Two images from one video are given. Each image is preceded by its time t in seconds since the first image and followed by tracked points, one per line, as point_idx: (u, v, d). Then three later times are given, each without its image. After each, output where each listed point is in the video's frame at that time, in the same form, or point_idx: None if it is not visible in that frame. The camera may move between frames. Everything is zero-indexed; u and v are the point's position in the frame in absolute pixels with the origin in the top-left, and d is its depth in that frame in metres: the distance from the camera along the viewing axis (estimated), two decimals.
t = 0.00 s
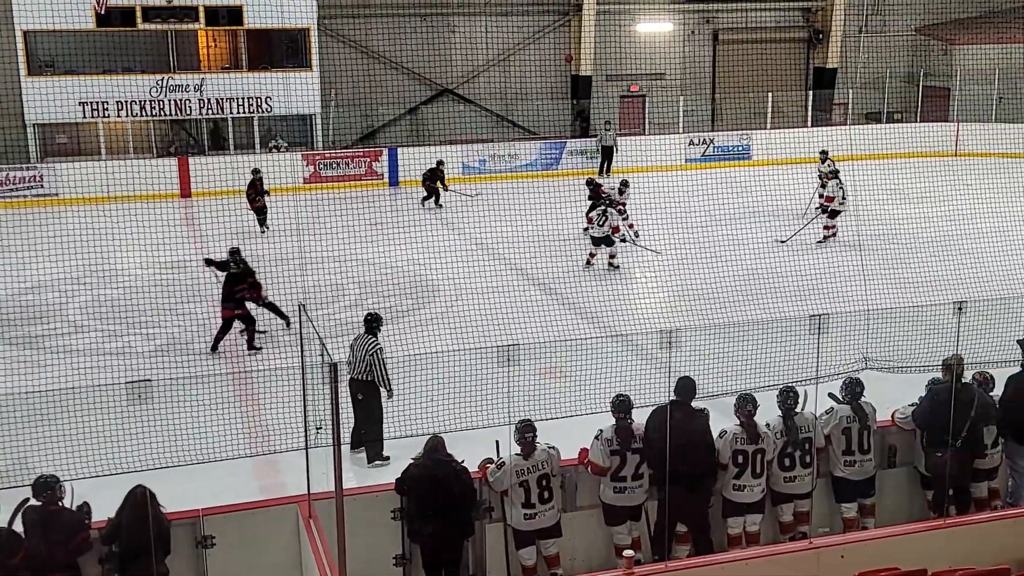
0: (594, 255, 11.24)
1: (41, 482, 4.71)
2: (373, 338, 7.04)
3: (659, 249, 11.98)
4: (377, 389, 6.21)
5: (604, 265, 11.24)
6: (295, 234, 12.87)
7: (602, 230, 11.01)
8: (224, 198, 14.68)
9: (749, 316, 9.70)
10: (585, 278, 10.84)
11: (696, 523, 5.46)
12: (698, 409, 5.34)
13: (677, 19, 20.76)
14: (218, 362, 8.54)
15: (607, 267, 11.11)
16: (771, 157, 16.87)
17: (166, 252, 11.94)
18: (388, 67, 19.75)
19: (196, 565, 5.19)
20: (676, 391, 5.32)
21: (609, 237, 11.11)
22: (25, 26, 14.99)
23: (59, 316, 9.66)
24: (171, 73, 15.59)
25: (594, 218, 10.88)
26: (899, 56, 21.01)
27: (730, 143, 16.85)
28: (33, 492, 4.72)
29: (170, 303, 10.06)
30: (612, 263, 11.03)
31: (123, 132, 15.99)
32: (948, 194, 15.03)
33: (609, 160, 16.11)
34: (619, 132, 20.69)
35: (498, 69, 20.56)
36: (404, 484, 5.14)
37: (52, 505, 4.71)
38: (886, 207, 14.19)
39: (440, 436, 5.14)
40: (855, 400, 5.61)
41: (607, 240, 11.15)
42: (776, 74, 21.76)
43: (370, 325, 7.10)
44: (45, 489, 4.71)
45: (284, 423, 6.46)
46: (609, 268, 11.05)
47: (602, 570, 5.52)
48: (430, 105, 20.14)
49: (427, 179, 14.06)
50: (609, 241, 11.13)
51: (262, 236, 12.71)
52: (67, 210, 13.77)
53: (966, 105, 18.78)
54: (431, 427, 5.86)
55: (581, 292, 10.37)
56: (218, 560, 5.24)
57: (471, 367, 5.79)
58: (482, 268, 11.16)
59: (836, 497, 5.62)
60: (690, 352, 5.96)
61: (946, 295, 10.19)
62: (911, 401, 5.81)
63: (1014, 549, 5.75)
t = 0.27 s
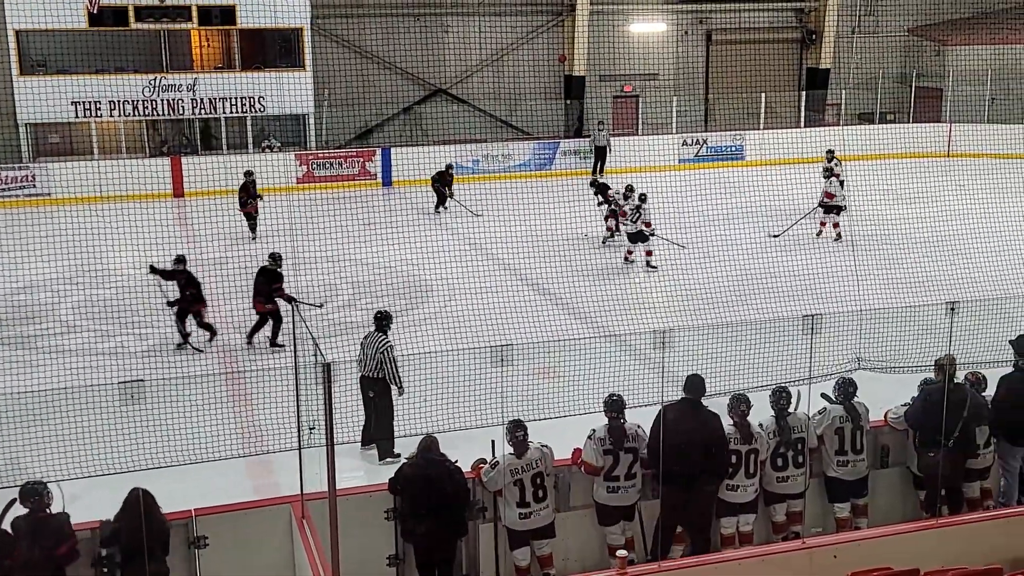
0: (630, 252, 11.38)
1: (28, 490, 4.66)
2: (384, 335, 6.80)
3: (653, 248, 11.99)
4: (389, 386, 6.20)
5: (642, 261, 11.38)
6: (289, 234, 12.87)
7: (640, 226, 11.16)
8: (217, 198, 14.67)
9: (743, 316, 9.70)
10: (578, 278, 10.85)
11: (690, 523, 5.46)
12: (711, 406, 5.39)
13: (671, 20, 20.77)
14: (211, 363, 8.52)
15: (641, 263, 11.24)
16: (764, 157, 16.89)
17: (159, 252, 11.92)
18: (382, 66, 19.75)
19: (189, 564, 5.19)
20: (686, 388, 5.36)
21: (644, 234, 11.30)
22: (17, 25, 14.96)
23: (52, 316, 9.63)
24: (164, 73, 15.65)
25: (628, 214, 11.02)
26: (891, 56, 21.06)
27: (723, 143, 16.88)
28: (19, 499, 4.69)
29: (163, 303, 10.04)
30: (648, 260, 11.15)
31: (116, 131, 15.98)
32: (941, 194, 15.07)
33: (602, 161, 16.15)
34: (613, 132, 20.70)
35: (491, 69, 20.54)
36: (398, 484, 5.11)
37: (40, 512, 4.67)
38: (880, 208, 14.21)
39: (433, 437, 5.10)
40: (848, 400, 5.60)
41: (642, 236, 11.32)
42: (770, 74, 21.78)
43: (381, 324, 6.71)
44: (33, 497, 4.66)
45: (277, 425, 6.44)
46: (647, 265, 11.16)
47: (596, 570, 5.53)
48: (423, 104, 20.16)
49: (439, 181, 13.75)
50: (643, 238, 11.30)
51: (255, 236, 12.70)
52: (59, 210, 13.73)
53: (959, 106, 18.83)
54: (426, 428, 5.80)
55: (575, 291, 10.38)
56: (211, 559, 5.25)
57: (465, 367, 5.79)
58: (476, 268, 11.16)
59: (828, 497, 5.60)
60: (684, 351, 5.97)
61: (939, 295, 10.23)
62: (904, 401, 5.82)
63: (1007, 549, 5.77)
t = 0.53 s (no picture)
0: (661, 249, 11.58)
1: (21, 493, 4.60)
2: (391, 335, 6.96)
3: (646, 248, 11.99)
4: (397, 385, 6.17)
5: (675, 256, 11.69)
6: (280, 235, 12.84)
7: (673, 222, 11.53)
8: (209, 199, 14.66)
9: (735, 316, 9.71)
10: (571, 277, 10.86)
11: (680, 524, 5.49)
12: (707, 403, 5.44)
13: (661, 20, 20.83)
14: (202, 363, 8.49)
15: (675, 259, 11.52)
16: (755, 157, 16.92)
17: (150, 253, 11.91)
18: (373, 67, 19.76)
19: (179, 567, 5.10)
20: (686, 386, 5.38)
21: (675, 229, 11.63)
22: (7, 25, 14.93)
23: (42, 317, 9.60)
24: (155, 73, 15.62)
25: (661, 212, 11.31)
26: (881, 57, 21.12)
27: (714, 144, 16.84)
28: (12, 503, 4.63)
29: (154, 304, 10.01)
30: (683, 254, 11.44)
31: (107, 132, 15.97)
32: (931, 193, 15.11)
33: (592, 161, 16.22)
34: (604, 133, 20.73)
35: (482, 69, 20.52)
36: (389, 485, 5.12)
37: (33, 516, 4.61)
38: (871, 208, 14.24)
39: (425, 438, 5.10)
40: (839, 398, 5.65)
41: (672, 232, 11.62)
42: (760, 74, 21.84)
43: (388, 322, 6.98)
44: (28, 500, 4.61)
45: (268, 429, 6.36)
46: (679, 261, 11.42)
47: (588, 570, 5.57)
48: (415, 105, 20.16)
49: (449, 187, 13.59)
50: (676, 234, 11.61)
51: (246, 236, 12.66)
52: (49, 211, 13.69)
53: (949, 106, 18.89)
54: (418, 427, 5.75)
55: (567, 291, 10.40)
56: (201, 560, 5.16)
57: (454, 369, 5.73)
58: (467, 269, 11.16)
59: (819, 496, 5.64)
60: (676, 351, 5.95)
61: (930, 294, 10.25)
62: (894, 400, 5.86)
63: (996, 548, 5.77)
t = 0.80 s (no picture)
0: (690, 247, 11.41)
1: (22, 497, 4.55)
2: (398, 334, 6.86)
3: (634, 248, 12.00)
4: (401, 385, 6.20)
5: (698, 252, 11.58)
6: (267, 235, 12.80)
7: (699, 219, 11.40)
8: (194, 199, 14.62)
9: (721, 316, 9.71)
10: (558, 277, 10.87)
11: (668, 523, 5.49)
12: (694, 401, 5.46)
13: (648, 20, 20.86)
14: (189, 365, 8.44)
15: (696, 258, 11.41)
16: (742, 157, 16.93)
17: (136, 253, 11.86)
18: (361, 68, 19.70)
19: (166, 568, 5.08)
20: (667, 386, 5.37)
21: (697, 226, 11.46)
22: None
23: (27, 318, 9.55)
24: (140, 73, 15.50)
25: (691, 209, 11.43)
26: (868, 57, 21.15)
27: (701, 143, 16.88)
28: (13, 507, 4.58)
29: (140, 305, 9.97)
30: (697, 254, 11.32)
31: (92, 132, 15.90)
32: (917, 193, 15.18)
33: (580, 161, 16.27)
34: (592, 133, 20.74)
35: (468, 70, 20.50)
36: (378, 484, 5.10)
37: (34, 520, 4.56)
38: (858, 207, 14.28)
39: (411, 438, 5.08)
40: (826, 397, 5.65)
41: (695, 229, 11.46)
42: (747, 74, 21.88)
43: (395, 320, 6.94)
44: (30, 504, 4.55)
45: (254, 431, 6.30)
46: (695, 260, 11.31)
47: (576, 569, 5.59)
48: (402, 105, 20.12)
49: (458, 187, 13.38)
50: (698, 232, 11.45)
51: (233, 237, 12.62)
52: (34, 211, 13.61)
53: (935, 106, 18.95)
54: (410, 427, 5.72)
55: (555, 291, 10.40)
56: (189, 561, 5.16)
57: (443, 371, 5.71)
58: (455, 269, 11.14)
59: (807, 494, 5.68)
60: (663, 350, 5.97)
61: (915, 293, 10.29)
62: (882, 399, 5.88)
63: (978, 547, 5.77)
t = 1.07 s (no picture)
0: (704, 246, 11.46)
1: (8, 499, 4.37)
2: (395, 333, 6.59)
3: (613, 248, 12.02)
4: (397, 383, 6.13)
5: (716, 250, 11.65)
6: (246, 236, 12.74)
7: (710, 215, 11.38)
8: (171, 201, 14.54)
9: (701, 314, 9.73)
10: (537, 278, 10.87)
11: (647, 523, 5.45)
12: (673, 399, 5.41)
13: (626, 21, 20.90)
14: (166, 368, 8.38)
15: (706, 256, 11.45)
16: (721, 157, 16.97)
17: (113, 256, 11.78)
18: (339, 68, 19.72)
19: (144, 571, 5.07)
20: (648, 386, 5.33)
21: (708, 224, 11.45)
22: None
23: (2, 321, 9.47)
24: (116, 74, 15.37)
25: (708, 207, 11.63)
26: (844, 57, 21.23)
27: (679, 143, 16.89)
28: None
29: (117, 307, 9.91)
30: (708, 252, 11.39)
31: (66, 134, 15.79)
32: (894, 191, 15.26)
33: (559, 161, 16.28)
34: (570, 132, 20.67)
35: (447, 70, 20.51)
36: (357, 487, 4.99)
37: (19, 522, 4.38)
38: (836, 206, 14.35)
39: (389, 440, 5.04)
40: (804, 396, 5.73)
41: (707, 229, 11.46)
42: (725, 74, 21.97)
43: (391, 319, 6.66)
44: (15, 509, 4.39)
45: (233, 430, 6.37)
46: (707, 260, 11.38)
47: (555, 569, 5.60)
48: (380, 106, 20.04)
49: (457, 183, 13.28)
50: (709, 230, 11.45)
51: (211, 239, 12.56)
52: (9, 214, 13.49)
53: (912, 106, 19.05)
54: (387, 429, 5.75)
55: (534, 291, 10.40)
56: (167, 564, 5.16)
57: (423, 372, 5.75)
58: (433, 269, 11.13)
59: (785, 492, 5.73)
60: (644, 350, 5.96)
61: (892, 291, 10.34)
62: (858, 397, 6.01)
63: (956, 543, 5.77)
